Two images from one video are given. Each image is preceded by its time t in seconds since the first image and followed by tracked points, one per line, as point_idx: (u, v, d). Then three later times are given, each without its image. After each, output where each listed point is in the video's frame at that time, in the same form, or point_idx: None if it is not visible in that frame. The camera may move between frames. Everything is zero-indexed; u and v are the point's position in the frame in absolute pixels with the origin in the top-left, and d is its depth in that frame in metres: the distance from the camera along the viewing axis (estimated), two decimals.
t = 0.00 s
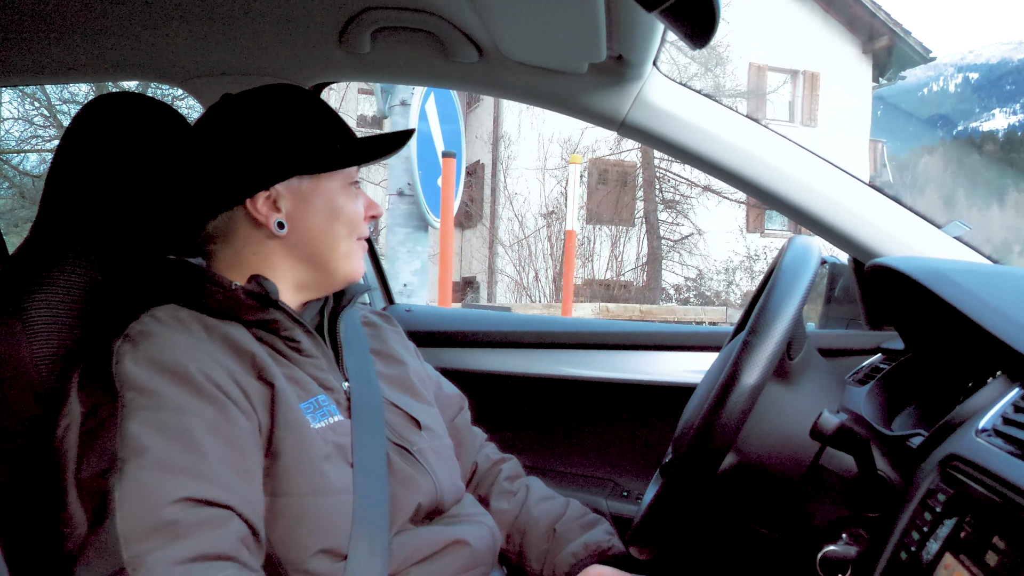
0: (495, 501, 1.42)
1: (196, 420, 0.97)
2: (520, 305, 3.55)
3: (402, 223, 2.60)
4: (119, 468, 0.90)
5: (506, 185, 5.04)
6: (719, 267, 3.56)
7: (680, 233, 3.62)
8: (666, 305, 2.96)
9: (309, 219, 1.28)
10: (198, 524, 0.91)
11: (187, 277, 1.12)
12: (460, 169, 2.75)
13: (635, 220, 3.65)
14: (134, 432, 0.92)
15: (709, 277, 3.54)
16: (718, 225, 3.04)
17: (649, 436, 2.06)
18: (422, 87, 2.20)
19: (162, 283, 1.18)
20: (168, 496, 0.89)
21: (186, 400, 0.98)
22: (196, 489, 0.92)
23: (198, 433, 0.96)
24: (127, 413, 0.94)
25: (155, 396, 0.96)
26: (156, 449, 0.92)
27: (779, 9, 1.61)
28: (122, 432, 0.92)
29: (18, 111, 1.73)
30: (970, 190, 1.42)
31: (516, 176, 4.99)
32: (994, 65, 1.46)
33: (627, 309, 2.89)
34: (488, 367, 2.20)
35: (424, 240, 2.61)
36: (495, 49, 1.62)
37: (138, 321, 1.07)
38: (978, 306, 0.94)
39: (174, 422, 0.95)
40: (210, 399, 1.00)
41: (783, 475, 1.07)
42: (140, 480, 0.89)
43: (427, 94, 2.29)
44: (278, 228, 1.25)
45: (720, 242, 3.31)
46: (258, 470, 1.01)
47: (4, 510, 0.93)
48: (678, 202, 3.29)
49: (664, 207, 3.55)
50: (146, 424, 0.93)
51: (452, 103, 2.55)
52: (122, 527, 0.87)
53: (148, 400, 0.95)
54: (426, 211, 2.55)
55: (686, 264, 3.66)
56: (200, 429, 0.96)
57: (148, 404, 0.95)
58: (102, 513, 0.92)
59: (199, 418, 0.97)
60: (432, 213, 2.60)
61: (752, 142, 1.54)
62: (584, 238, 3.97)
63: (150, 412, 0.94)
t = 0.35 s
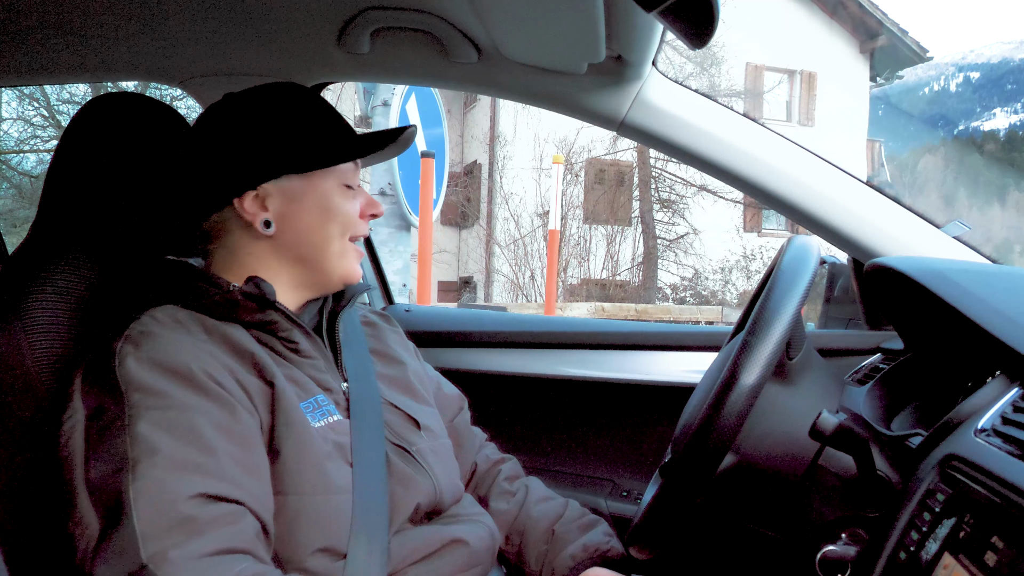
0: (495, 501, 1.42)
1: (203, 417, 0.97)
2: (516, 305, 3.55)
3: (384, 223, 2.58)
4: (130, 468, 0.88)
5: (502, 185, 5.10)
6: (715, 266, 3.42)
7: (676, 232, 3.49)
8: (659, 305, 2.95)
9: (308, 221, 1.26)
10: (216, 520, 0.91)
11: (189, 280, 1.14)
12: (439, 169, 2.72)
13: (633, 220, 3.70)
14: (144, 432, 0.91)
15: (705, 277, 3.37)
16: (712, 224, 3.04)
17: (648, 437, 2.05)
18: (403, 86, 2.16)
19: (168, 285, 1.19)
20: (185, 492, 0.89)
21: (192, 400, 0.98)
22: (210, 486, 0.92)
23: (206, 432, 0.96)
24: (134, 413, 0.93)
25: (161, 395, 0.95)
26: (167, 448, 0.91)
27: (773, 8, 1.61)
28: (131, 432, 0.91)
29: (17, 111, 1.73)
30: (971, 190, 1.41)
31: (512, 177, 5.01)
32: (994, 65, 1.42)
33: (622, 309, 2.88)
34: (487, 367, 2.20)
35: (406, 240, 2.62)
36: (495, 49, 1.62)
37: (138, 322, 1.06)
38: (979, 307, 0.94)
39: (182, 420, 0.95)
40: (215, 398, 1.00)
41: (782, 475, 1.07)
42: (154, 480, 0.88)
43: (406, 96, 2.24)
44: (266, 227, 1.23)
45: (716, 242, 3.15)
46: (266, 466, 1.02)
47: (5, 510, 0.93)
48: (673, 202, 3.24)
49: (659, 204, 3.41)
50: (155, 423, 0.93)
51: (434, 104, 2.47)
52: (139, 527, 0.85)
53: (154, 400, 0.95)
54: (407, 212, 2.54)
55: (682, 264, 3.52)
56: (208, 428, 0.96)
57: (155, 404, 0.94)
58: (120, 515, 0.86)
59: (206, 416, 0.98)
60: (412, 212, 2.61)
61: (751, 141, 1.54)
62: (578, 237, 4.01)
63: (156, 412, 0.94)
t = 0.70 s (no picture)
0: (494, 501, 1.42)
1: (235, 394, 1.00)
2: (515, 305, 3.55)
3: (378, 223, 2.58)
4: (179, 442, 0.89)
5: (502, 186, 5.12)
6: (714, 266, 3.48)
7: (675, 232, 3.55)
8: (659, 305, 2.93)
9: (251, 217, 1.31)
10: (279, 477, 0.95)
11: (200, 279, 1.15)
12: (432, 170, 2.69)
13: (632, 220, 3.70)
14: (185, 408, 0.93)
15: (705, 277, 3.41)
16: (711, 224, 3.04)
17: (649, 437, 2.05)
18: (396, 86, 2.16)
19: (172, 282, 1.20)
20: (242, 455, 0.93)
21: (217, 381, 1.00)
22: (264, 450, 0.97)
23: (243, 406, 0.99)
24: (166, 396, 0.93)
25: (191, 376, 0.97)
26: (213, 420, 0.94)
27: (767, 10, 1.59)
28: (169, 411, 0.92)
29: (18, 111, 1.73)
30: (973, 189, 1.41)
31: (511, 178, 5.02)
32: (997, 64, 1.43)
33: (620, 309, 2.88)
34: (488, 367, 2.20)
35: (400, 240, 2.63)
36: (495, 49, 1.62)
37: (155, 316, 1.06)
38: (981, 308, 0.94)
39: (216, 398, 0.97)
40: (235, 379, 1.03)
41: (782, 474, 1.07)
42: (210, 446, 0.91)
43: (401, 97, 2.23)
44: (216, 232, 1.34)
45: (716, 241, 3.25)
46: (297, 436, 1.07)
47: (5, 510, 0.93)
48: (673, 203, 3.23)
49: (658, 204, 3.41)
50: (193, 401, 0.94)
51: (427, 104, 2.44)
52: (211, 489, 0.88)
53: (185, 380, 0.96)
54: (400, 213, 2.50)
55: (681, 263, 3.57)
56: (244, 402, 1.00)
57: (187, 384, 0.96)
58: (183, 483, 0.87)
59: (234, 392, 1.00)
60: (406, 212, 2.56)
61: (753, 141, 1.54)
62: (577, 237, 3.97)
63: (190, 391, 0.95)
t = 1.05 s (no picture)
0: (496, 500, 1.42)
1: (222, 419, 0.97)
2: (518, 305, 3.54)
3: (381, 223, 2.54)
4: (152, 477, 0.87)
5: (505, 187, 5.14)
6: (717, 265, 3.43)
7: (679, 232, 3.51)
8: (664, 305, 2.84)
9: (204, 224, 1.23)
10: (244, 523, 0.91)
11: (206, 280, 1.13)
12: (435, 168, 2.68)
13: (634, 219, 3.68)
14: (163, 438, 0.90)
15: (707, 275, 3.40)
16: (712, 223, 3.04)
17: (652, 437, 2.05)
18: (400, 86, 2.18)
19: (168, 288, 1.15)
20: (213, 496, 0.90)
21: (207, 401, 0.97)
22: (239, 488, 0.93)
23: (226, 434, 0.96)
24: (149, 420, 0.92)
25: (178, 399, 0.95)
26: (191, 453, 0.91)
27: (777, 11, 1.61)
28: (148, 440, 0.90)
29: (20, 111, 1.74)
30: (976, 188, 1.41)
31: (513, 177, 5.02)
32: (1000, 62, 1.41)
33: (621, 309, 2.88)
34: (490, 367, 2.20)
35: (403, 240, 2.58)
36: (498, 48, 1.62)
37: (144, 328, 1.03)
38: (989, 308, 0.93)
39: (202, 424, 0.94)
40: (228, 398, 1.01)
41: (784, 475, 1.06)
42: (178, 485, 0.88)
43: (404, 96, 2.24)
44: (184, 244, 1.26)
45: (717, 242, 3.20)
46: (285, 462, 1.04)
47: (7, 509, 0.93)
48: (676, 202, 3.23)
49: (662, 205, 3.44)
50: (174, 427, 0.92)
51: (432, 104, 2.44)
52: (171, 533, 0.85)
53: (169, 405, 0.94)
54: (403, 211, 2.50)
55: (684, 263, 3.54)
56: (228, 430, 0.96)
57: (172, 408, 0.94)
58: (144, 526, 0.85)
59: (224, 418, 0.97)
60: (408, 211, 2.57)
61: (756, 141, 1.54)
62: (579, 237, 4.00)
63: (174, 416, 0.93)
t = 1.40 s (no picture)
0: (496, 499, 1.42)
1: (199, 434, 0.94)
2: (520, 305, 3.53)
3: (383, 222, 2.56)
4: (118, 490, 0.85)
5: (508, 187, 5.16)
6: (720, 264, 3.39)
7: (681, 231, 3.46)
8: (666, 305, 2.79)
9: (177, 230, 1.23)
10: (209, 545, 0.88)
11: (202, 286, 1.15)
12: (438, 169, 2.69)
13: (636, 219, 3.66)
14: (134, 453, 0.88)
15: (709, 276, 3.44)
16: (714, 223, 3.04)
17: (654, 435, 2.05)
18: (401, 86, 2.19)
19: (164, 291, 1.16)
20: (177, 519, 0.86)
21: (188, 413, 0.95)
22: (205, 510, 0.89)
23: (200, 450, 0.93)
24: (125, 432, 0.90)
25: (155, 412, 0.92)
26: (160, 468, 0.88)
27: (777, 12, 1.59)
28: (120, 452, 0.88)
29: (22, 111, 1.75)
30: (979, 187, 1.41)
31: (515, 177, 5.03)
32: (1002, 62, 1.39)
33: (621, 308, 2.87)
34: (491, 367, 2.20)
35: (403, 239, 2.64)
36: (500, 48, 1.62)
37: (133, 335, 1.02)
38: (993, 310, 0.93)
39: (179, 438, 0.92)
40: (212, 410, 0.98)
41: (783, 474, 1.06)
42: (143, 503, 0.85)
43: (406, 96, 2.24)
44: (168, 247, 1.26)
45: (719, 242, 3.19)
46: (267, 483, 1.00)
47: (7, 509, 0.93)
48: (678, 202, 3.22)
49: (664, 205, 3.38)
50: (146, 442, 0.89)
51: (432, 102, 2.41)
52: (129, 556, 0.82)
53: (146, 417, 0.92)
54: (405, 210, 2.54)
55: (685, 263, 3.53)
56: (202, 446, 0.94)
57: (147, 422, 0.91)
58: (106, 541, 0.82)
59: (202, 433, 0.95)
60: (410, 211, 2.59)
61: (757, 140, 1.54)
62: (581, 237, 4.00)
63: (149, 430, 0.91)
